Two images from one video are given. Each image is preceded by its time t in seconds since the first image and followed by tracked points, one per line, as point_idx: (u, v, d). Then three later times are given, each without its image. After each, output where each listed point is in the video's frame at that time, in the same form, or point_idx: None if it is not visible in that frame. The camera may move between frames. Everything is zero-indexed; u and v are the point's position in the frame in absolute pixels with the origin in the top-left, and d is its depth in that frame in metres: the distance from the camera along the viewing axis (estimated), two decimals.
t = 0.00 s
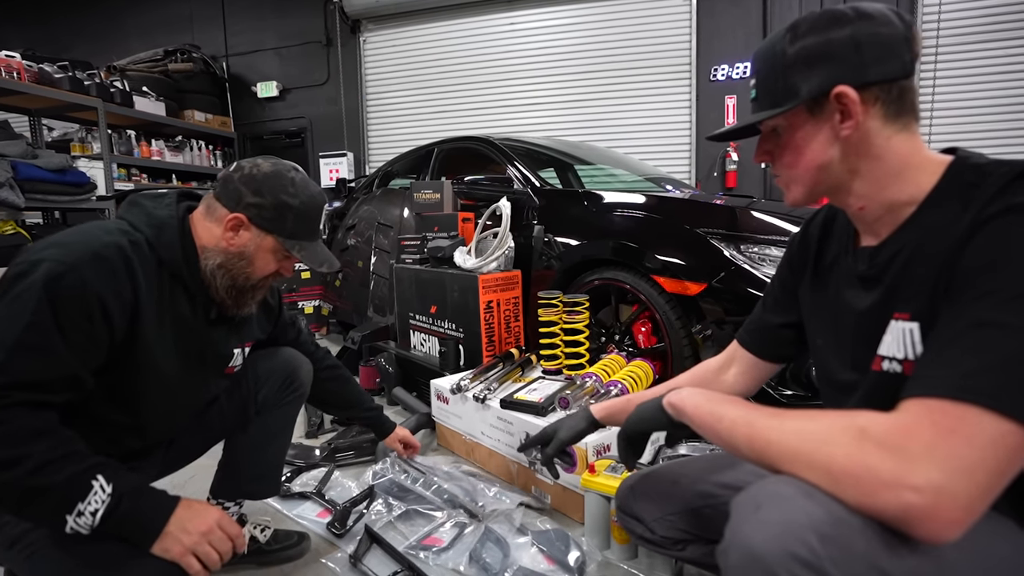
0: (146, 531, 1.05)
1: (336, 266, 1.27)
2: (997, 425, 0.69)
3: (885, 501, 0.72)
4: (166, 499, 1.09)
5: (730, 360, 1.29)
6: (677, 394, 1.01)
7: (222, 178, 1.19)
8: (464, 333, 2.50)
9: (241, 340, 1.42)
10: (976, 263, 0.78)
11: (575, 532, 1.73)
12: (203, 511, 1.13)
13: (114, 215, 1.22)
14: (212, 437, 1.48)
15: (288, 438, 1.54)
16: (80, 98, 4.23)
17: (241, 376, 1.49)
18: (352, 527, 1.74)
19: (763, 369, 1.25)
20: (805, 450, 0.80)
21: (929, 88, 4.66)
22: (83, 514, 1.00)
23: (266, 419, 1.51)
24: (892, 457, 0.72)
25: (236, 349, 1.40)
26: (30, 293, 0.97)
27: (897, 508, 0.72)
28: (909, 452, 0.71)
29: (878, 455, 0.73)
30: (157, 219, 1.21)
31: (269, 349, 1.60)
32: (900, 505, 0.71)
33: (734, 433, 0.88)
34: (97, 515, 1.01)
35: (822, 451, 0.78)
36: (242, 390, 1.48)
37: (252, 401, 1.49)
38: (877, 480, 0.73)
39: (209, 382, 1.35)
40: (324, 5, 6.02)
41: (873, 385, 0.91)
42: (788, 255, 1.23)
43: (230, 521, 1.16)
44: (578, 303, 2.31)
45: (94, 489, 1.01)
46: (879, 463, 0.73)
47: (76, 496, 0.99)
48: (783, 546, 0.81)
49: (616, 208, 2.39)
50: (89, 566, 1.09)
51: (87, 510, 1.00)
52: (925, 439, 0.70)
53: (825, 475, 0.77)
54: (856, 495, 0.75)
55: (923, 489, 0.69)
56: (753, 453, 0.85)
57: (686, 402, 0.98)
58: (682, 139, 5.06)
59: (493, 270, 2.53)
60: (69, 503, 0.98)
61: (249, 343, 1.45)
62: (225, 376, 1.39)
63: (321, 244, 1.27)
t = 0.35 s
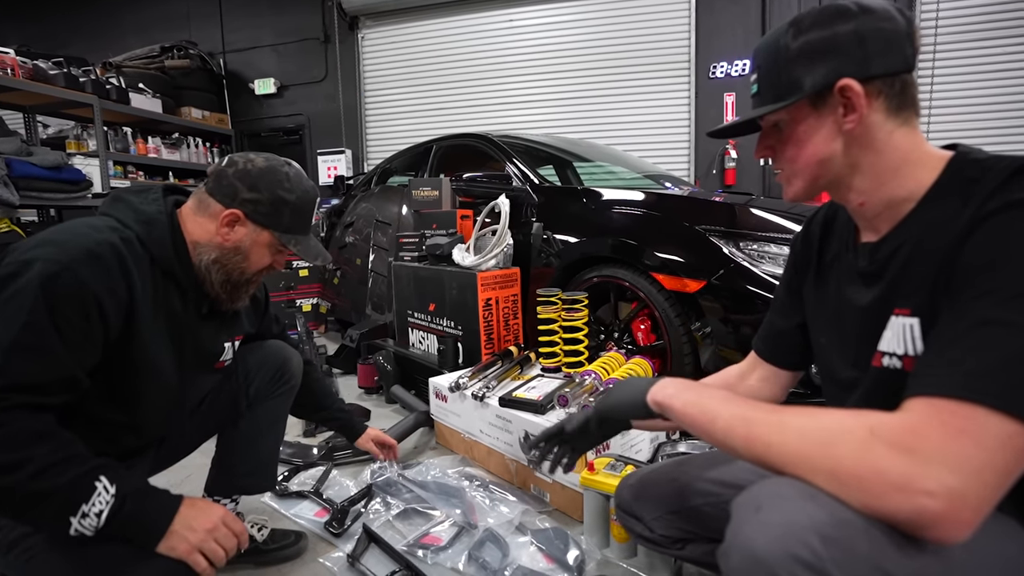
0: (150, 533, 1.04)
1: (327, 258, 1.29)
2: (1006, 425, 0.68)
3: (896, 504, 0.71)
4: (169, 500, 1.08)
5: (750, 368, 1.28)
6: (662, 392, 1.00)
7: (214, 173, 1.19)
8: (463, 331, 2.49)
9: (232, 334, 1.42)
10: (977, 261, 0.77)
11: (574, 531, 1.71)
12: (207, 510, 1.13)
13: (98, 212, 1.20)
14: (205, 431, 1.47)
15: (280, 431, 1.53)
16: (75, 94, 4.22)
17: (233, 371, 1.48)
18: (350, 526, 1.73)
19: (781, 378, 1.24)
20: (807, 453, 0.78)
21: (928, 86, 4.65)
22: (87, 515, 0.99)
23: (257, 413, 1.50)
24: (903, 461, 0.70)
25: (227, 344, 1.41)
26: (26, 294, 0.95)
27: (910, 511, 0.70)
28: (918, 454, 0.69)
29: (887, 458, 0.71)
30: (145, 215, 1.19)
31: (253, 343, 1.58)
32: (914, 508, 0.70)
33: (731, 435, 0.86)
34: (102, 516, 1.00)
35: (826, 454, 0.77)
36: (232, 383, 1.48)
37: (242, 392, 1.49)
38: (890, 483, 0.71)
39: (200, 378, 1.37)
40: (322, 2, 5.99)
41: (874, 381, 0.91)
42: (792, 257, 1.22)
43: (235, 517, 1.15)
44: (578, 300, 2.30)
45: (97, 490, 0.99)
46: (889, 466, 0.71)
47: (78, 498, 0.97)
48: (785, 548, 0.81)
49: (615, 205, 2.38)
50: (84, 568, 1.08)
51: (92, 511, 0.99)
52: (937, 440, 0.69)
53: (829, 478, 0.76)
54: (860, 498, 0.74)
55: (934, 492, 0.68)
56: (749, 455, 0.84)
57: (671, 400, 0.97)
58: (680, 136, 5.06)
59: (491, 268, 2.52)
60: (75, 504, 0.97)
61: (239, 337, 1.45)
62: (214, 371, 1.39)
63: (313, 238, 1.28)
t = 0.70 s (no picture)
0: (162, 526, 1.06)
1: (321, 253, 1.30)
2: (1004, 429, 0.68)
3: (906, 511, 0.71)
4: (179, 495, 1.09)
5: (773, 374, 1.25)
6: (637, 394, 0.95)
7: (208, 169, 1.19)
8: (461, 330, 2.49)
9: (227, 331, 1.41)
10: (967, 262, 0.77)
11: (571, 529, 1.71)
12: (217, 502, 1.15)
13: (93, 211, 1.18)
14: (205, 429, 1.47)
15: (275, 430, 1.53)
16: (72, 93, 4.21)
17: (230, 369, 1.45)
18: (348, 526, 1.72)
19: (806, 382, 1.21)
20: (803, 460, 0.77)
21: (926, 83, 4.65)
22: (102, 510, 1.00)
23: (253, 409, 1.50)
24: (914, 472, 0.69)
25: (221, 343, 1.38)
26: (31, 297, 0.94)
27: (925, 520, 0.70)
28: (925, 463, 0.69)
29: (898, 469, 0.70)
30: (144, 215, 1.19)
31: (248, 340, 1.58)
32: (915, 512, 0.70)
33: (722, 440, 0.83)
34: (115, 511, 1.01)
35: (825, 463, 0.75)
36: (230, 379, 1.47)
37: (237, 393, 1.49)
38: (891, 490, 0.71)
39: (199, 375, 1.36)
40: None
41: (867, 379, 0.90)
42: (794, 261, 1.21)
43: (244, 508, 1.18)
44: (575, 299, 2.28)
45: (110, 485, 1.00)
46: (898, 476, 0.70)
47: (91, 494, 0.98)
48: (784, 550, 0.82)
49: (613, 203, 2.38)
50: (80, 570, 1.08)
51: (104, 506, 1.00)
52: (940, 446, 0.69)
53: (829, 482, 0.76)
54: (863, 503, 0.74)
55: (945, 500, 0.69)
56: (737, 447, 0.82)
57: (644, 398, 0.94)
58: (679, 134, 5.06)
59: (489, 266, 2.51)
60: (85, 500, 0.98)
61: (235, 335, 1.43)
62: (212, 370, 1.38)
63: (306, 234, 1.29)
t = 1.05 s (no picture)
0: (121, 518, 1.03)
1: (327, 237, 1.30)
2: (996, 429, 0.69)
3: (895, 507, 0.72)
4: (144, 488, 1.07)
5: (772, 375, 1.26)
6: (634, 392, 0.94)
7: (210, 160, 1.22)
8: (461, 329, 2.50)
9: (224, 335, 1.38)
10: (957, 261, 0.77)
11: (571, 527, 1.72)
12: (181, 504, 1.10)
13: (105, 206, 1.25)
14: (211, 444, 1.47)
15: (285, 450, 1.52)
16: (73, 94, 4.22)
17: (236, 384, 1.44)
18: (350, 524, 1.73)
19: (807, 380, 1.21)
20: (797, 457, 0.78)
21: (926, 80, 4.63)
22: (58, 499, 0.99)
23: (265, 431, 1.47)
24: (905, 470, 0.70)
25: (219, 344, 1.36)
26: (12, 271, 0.98)
27: (916, 515, 0.71)
28: (916, 461, 0.69)
29: (890, 466, 0.71)
30: (144, 207, 1.24)
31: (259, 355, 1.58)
32: (904, 509, 0.71)
33: (721, 437, 0.84)
34: (72, 501, 1.00)
35: (820, 461, 0.76)
36: (239, 390, 1.45)
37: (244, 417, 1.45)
38: (882, 488, 0.72)
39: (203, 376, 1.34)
40: None
41: (863, 377, 0.91)
42: (793, 262, 1.21)
43: (210, 513, 1.12)
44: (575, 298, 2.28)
45: (72, 474, 1.00)
46: (887, 473, 0.71)
47: (52, 480, 0.99)
48: (774, 544, 0.82)
49: (612, 202, 2.38)
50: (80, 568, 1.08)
51: (62, 494, 0.99)
52: (932, 445, 0.69)
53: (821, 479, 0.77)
54: (853, 500, 0.75)
55: (935, 497, 0.69)
56: (738, 440, 0.82)
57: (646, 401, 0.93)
58: (679, 132, 5.05)
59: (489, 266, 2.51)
60: (46, 486, 0.98)
61: (241, 339, 1.42)
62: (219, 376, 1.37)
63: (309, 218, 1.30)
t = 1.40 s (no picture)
0: (97, 518, 1.01)
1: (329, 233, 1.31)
2: (998, 411, 0.69)
3: (894, 491, 0.72)
4: (126, 487, 1.06)
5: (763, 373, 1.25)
6: (652, 391, 0.96)
7: (212, 162, 1.24)
8: (462, 328, 2.50)
9: (229, 337, 1.38)
10: (956, 254, 0.78)
11: (574, 526, 1.72)
12: (158, 507, 1.07)
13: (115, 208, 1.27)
14: (215, 447, 1.47)
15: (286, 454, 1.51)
16: (73, 94, 4.22)
17: (238, 389, 1.45)
18: (352, 523, 1.74)
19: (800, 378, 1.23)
20: (800, 447, 0.78)
21: (926, 79, 4.62)
22: (34, 496, 1.00)
23: (266, 436, 1.47)
24: (898, 448, 0.71)
25: (221, 347, 1.36)
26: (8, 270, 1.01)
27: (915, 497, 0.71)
28: (914, 442, 0.70)
29: (884, 446, 0.72)
30: (146, 208, 1.26)
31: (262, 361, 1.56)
32: (904, 492, 0.71)
33: (725, 435, 0.84)
34: (46, 500, 1.00)
35: (820, 449, 0.76)
36: (241, 392, 1.45)
37: (246, 421, 1.45)
38: (882, 470, 0.72)
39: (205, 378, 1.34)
40: None
41: (864, 374, 0.91)
42: (788, 263, 1.20)
43: (188, 517, 1.09)
44: (575, 296, 2.29)
45: (50, 471, 1.00)
46: (883, 453, 0.72)
47: (30, 477, 1.00)
48: (782, 537, 0.81)
49: (612, 201, 2.38)
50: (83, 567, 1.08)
51: (39, 493, 1.00)
52: (928, 427, 0.70)
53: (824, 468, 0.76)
54: (857, 484, 0.74)
55: (933, 476, 0.69)
56: (744, 445, 0.82)
57: (661, 398, 0.94)
58: (679, 130, 5.04)
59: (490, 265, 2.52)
60: (29, 483, 1.00)
61: (243, 341, 1.42)
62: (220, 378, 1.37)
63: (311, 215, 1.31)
